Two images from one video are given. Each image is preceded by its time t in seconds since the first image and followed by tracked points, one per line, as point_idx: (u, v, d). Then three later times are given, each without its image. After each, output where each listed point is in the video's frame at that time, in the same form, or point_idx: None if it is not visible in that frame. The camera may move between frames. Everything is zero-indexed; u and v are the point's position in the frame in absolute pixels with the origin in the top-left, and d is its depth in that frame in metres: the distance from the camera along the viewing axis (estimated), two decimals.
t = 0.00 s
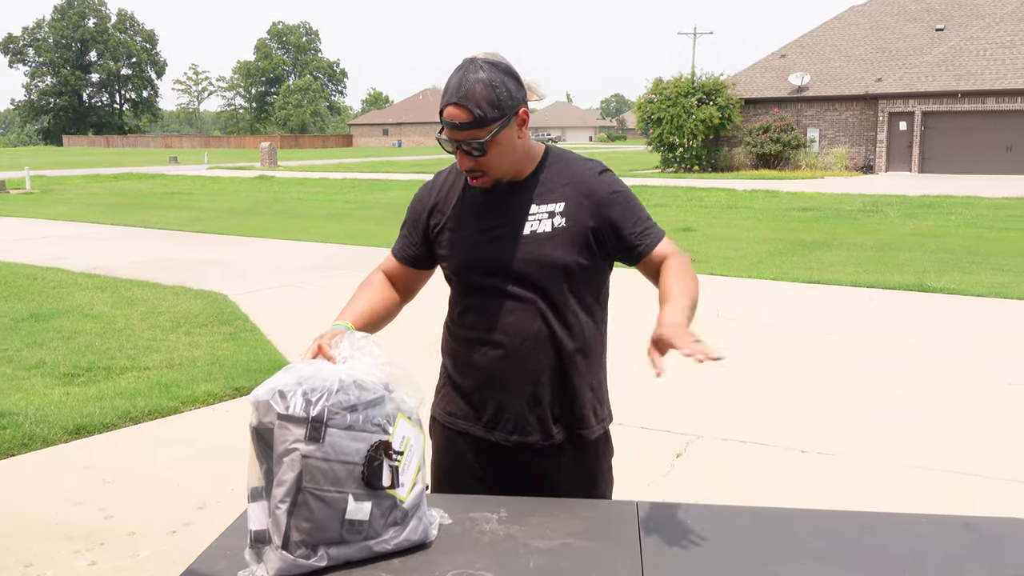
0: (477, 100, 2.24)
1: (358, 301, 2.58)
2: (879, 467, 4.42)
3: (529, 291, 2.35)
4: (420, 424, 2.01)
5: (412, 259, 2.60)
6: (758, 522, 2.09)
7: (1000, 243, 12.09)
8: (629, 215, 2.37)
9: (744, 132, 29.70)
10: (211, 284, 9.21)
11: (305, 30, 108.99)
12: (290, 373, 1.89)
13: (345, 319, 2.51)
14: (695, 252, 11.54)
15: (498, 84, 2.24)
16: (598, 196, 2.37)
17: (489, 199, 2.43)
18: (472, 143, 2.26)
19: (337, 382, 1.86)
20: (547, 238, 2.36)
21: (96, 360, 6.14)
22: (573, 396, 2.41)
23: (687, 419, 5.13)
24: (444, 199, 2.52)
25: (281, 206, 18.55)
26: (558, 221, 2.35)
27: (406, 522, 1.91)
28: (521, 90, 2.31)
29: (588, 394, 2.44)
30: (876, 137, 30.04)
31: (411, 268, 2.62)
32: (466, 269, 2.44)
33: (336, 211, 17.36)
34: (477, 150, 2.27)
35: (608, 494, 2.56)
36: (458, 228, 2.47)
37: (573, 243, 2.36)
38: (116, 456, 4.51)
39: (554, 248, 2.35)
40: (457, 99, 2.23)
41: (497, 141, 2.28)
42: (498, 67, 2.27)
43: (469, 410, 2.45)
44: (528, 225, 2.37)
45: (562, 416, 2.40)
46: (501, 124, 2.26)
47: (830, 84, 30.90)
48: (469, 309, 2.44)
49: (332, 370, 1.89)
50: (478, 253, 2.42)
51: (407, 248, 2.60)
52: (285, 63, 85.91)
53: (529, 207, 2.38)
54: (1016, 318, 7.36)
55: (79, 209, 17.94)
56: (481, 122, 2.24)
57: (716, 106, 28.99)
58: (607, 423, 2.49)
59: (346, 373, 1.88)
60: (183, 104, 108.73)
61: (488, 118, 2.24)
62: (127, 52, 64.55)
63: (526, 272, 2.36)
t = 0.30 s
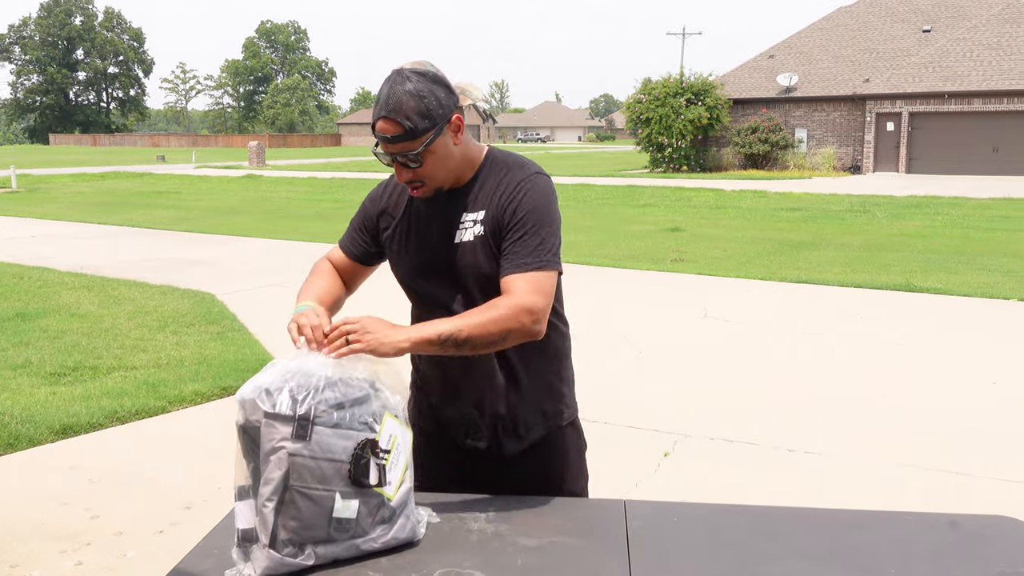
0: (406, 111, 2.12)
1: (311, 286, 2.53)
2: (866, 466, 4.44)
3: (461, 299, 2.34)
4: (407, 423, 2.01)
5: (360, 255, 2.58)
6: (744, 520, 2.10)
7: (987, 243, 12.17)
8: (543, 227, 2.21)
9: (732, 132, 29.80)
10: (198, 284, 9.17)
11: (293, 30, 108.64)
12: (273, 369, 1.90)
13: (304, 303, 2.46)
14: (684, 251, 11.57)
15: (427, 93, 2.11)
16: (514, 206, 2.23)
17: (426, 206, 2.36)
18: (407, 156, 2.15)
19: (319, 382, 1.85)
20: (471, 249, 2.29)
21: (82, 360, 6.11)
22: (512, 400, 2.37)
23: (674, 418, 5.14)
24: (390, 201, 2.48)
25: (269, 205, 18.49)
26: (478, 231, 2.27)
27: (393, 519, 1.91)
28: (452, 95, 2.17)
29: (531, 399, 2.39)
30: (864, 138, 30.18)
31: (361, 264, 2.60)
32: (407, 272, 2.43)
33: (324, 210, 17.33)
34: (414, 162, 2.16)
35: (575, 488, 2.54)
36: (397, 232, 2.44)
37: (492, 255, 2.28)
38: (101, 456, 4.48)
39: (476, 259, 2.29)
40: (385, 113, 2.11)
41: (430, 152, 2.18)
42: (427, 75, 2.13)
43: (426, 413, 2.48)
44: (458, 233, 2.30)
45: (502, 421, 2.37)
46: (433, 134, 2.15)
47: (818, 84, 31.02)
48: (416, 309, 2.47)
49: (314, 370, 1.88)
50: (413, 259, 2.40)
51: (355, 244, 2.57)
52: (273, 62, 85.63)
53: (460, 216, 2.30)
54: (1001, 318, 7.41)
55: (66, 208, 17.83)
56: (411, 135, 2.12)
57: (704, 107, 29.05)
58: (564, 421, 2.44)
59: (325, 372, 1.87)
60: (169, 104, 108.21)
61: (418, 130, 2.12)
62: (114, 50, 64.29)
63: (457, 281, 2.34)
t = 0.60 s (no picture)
0: (377, 109, 2.09)
1: (279, 285, 2.44)
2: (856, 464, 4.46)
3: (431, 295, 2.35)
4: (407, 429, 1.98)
5: (329, 254, 2.53)
6: (733, 518, 2.11)
7: (975, 243, 12.23)
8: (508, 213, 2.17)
9: (723, 132, 29.88)
10: (188, 284, 9.14)
11: (283, 28, 108.28)
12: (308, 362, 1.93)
13: (281, 303, 2.38)
14: (674, 251, 11.58)
15: (396, 90, 2.10)
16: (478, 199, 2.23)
17: (398, 205, 2.37)
18: (381, 153, 2.14)
19: (318, 381, 1.86)
20: (439, 246, 2.29)
21: (72, 360, 6.07)
22: (482, 395, 2.37)
23: (664, 417, 5.15)
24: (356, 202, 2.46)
25: (259, 204, 18.44)
26: (449, 225, 2.27)
27: (385, 522, 1.90)
28: (419, 92, 2.17)
29: (503, 394, 2.37)
30: (854, 138, 30.31)
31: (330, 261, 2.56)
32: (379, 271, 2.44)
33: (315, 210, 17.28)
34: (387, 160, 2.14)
35: (557, 483, 2.51)
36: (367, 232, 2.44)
37: (460, 249, 2.28)
38: (92, 456, 4.46)
39: (445, 255, 2.29)
40: (356, 112, 2.08)
41: (402, 147, 2.15)
42: (393, 73, 2.12)
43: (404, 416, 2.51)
44: (429, 231, 2.31)
45: (475, 415, 2.38)
46: (404, 130, 2.14)
47: (808, 84, 31.11)
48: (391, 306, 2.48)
49: (315, 368, 1.89)
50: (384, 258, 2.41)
51: (323, 243, 2.54)
52: (263, 62, 85.38)
53: (429, 214, 2.31)
54: (990, 318, 7.45)
55: (54, 207, 17.73)
56: (382, 132, 2.10)
57: (695, 107, 29.11)
58: (541, 414, 2.42)
59: (321, 372, 1.88)
60: (159, 102, 107.69)
61: (392, 126, 2.11)
62: (103, 49, 64.03)
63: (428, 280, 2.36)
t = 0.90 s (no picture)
0: (419, 87, 2.18)
1: (306, 237, 2.38)
2: (848, 463, 4.49)
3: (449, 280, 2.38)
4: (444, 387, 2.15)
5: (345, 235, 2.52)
6: (725, 518, 2.11)
7: (968, 243, 12.27)
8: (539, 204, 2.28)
9: (716, 132, 29.91)
10: (180, 284, 9.11)
11: (275, 28, 108.02)
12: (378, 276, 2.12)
13: (320, 242, 2.32)
14: (668, 251, 11.60)
15: (438, 71, 2.20)
16: (508, 189, 2.33)
17: (423, 190, 2.43)
18: (422, 133, 2.20)
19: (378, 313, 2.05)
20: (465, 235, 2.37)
21: (64, 360, 6.05)
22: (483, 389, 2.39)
23: (659, 417, 5.16)
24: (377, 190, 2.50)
25: (252, 204, 18.40)
26: (474, 214, 2.35)
27: (412, 467, 2.03)
28: (454, 79, 2.27)
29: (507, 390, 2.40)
30: (846, 138, 30.40)
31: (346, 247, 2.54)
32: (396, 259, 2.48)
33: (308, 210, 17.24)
34: (424, 140, 2.21)
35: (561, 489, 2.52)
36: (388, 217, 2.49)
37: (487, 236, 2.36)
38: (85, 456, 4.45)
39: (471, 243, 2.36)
40: (400, 89, 2.16)
41: (441, 128, 2.23)
42: (431, 57, 2.22)
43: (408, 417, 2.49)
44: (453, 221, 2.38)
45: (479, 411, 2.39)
46: (444, 112, 2.22)
47: (800, 85, 31.17)
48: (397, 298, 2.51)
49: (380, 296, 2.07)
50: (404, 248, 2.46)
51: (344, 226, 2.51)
52: (255, 61, 85.16)
53: (453, 204, 2.38)
54: (982, 318, 7.47)
55: (46, 207, 17.65)
56: (425, 110, 2.18)
57: (688, 107, 29.13)
58: (543, 415, 2.44)
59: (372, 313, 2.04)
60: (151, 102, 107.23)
61: (433, 106, 2.19)
62: (95, 48, 63.85)
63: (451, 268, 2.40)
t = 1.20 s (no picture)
0: (496, 100, 2.16)
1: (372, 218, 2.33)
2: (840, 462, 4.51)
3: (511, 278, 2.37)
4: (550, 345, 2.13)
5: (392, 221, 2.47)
6: (719, 517, 2.11)
7: (962, 244, 12.31)
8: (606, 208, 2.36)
9: (712, 132, 29.96)
10: (175, 283, 9.10)
11: (272, 26, 107.90)
12: (462, 250, 2.10)
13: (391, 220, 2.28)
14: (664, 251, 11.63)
15: (513, 82, 2.18)
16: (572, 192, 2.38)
17: (475, 188, 2.42)
18: (497, 145, 2.20)
19: (476, 287, 2.03)
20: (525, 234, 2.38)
21: (59, 359, 6.05)
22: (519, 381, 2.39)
23: (656, 416, 5.17)
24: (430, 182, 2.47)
25: (247, 203, 18.38)
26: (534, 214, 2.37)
27: (539, 429, 2.03)
28: (524, 87, 2.24)
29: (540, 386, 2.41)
30: (841, 139, 30.52)
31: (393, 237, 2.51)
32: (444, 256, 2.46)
33: (304, 209, 17.23)
34: (499, 152, 2.21)
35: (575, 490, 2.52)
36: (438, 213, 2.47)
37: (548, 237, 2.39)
38: (79, 455, 4.45)
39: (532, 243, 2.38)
40: (477, 104, 2.13)
41: (513, 139, 2.23)
42: (505, 65, 2.19)
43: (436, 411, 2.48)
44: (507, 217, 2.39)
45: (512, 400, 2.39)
46: (517, 124, 2.21)
47: (796, 86, 31.25)
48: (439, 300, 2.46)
49: (468, 259, 2.07)
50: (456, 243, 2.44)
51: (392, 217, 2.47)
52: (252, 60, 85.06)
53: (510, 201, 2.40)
54: (976, 318, 7.51)
55: (41, 205, 17.60)
56: (502, 123, 2.16)
57: (684, 107, 29.17)
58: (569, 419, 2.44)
59: (474, 290, 2.02)
60: (146, 100, 106.96)
61: (509, 118, 2.18)
62: (91, 46, 63.76)
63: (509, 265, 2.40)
